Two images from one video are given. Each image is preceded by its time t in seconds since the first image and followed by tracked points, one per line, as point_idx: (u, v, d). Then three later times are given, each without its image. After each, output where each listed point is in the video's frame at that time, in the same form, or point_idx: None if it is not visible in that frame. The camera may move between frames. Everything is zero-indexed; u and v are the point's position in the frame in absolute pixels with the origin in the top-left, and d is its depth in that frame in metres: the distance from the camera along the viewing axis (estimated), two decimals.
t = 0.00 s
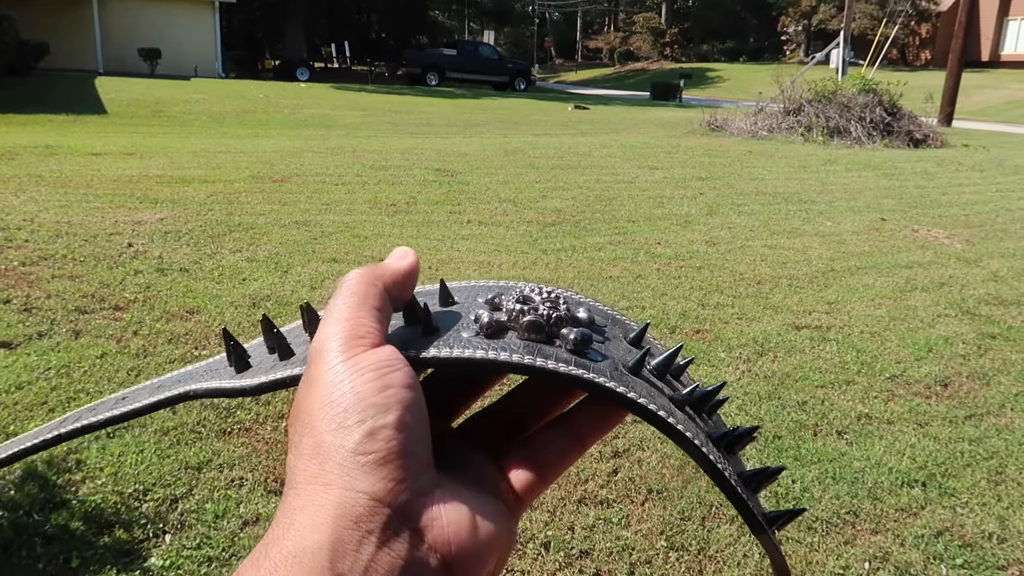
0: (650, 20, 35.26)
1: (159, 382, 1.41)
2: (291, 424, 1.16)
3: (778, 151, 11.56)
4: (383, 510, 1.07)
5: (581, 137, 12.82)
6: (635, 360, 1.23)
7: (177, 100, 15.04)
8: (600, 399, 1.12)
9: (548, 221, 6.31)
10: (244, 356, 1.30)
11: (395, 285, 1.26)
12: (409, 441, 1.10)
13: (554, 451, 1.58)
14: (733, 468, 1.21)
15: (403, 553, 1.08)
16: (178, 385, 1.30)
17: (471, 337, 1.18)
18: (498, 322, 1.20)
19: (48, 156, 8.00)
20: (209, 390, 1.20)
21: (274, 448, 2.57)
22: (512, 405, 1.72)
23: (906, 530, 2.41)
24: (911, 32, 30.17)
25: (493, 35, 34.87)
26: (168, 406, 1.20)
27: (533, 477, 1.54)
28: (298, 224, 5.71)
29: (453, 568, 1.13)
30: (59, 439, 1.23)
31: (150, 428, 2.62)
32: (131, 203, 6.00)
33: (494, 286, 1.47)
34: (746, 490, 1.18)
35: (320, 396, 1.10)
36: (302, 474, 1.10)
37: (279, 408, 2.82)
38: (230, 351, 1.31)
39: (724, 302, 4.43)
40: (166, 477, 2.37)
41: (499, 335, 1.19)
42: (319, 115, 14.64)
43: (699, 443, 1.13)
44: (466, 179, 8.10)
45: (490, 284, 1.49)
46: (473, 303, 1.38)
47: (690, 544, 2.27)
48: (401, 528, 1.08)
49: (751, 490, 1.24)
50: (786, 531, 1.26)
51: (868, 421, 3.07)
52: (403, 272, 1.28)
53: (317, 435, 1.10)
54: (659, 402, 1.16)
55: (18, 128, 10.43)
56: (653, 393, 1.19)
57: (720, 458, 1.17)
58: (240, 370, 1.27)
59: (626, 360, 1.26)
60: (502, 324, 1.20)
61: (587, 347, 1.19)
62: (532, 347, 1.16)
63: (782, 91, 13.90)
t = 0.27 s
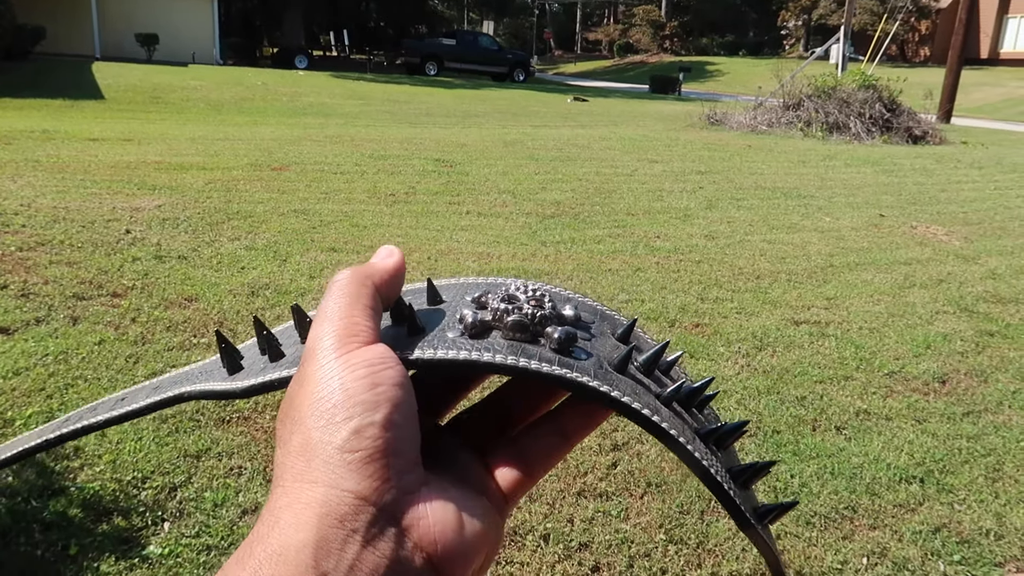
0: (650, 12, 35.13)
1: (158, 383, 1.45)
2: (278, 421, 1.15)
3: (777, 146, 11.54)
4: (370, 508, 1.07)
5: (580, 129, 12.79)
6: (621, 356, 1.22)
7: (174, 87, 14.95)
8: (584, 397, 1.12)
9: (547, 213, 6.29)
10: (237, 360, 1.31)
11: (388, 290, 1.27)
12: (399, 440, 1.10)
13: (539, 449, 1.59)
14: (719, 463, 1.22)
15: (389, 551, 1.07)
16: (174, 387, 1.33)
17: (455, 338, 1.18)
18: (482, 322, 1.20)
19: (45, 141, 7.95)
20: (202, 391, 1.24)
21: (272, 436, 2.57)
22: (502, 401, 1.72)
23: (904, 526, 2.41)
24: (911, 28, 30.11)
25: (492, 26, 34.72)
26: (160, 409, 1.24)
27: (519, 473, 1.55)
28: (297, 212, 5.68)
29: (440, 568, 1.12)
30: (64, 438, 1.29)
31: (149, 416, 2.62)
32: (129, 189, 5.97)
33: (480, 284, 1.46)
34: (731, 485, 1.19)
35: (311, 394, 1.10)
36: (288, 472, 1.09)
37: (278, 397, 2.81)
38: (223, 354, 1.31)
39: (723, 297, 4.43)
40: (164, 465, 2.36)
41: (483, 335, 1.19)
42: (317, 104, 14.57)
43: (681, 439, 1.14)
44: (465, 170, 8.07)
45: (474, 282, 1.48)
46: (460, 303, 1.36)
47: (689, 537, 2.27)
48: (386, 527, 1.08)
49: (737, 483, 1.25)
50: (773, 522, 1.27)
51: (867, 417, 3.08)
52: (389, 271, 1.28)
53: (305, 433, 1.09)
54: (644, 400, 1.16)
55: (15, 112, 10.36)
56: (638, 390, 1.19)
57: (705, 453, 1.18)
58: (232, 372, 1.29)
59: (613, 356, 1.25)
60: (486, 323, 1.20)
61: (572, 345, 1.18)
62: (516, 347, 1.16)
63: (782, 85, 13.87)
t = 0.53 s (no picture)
0: (651, 6, 35.03)
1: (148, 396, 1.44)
2: (264, 434, 1.15)
3: (780, 139, 11.51)
4: (357, 521, 1.06)
5: (582, 124, 12.76)
6: (604, 351, 1.19)
7: (175, 84, 14.95)
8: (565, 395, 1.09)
9: (550, 208, 6.28)
10: (223, 369, 1.30)
11: (369, 293, 1.24)
12: (384, 451, 1.09)
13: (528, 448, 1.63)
14: (707, 459, 1.18)
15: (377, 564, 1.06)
16: (163, 400, 1.31)
17: (435, 338, 1.16)
18: (463, 320, 1.18)
19: (47, 139, 7.96)
20: (189, 402, 1.22)
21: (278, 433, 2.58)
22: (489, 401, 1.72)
23: (911, 519, 2.41)
24: (913, 20, 29.99)
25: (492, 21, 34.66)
26: (149, 422, 1.23)
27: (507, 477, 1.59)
28: (301, 209, 5.68)
29: None
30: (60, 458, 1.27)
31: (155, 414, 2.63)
32: (132, 187, 5.97)
33: (463, 282, 1.43)
34: (718, 481, 1.15)
35: (296, 408, 1.09)
36: (275, 487, 1.09)
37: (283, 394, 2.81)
38: (209, 363, 1.30)
39: (727, 291, 4.43)
40: (171, 463, 2.36)
41: (463, 334, 1.16)
42: (318, 100, 14.56)
43: (667, 436, 1.11)
44: (467, 165, 8.07)
45: (458, 280, 1.45)
46: (442, 302, 1.34)
47: (696, 532, 2.27)
48: (374, 538, 1.07)
49: (726, 479, 1.20)
50: (764, 517, 1.21)
51: (872, 411, 3.07)
52: (366, 271, 1.25)
53: (291, 447, 1.09)
54: (628, 396, 1.14)
55: (16, 111, 10.36)
56: (622, 386, 1.16)
57: (692, 450, 1.14)
58: (218, 381, 1.28)
59: (596, 350, 1.22)
60: (466, 322, 1.18)
61: (553, 342, 1.16)
62: (497, 345, 1.13)
63: (783, 79, 13.83)
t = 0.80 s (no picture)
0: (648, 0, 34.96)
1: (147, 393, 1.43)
2: (262, 427, 1.15)
3: (777, 134, 11.51)
4: (355, 511, 1.06)
5: (579, 118, 12.74)
6: (598, 347, 1.19)
7: (172, 76, 14.91)
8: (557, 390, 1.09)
9: (547, 202, 6.28)
10: (221, 364, 1.30)
11: (367, 288, 1.25)
12: (381, 443, 1.09)
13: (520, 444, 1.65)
14: (701, 457, 1.17)
15: (373, 554, 1.07)
16: (164, 396, 1.31)
17: (430, 334, 1.16)
18: (457, 316, 1.18)
19: (44, 131, 7.94)
20: (187, 398, 1.21)
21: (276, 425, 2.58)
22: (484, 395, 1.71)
23: (906, 512, 2.43)
24: (911, 14, 29.97)
25: (490, 15, 34.55)
26: (147, 420, 1.22)
27: (503, 474, 1.59)
28: (298, 202, 5.67)
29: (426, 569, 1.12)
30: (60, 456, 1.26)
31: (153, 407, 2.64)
32: (128, 180, 5.96)
33: (459, 277, 1.43)
34: (712, 479, 1.14)
35: (293, 401, 1.10)
36: (272, 478, 1.09)
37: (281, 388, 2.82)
38: (207, 358, 1.30)
39: (724, 285, 4.43)
40: (169, 456, 2.36)
41: (457, 330, 1.16)
42: (315, 93, 14.52)
43: (661, 432, 1.10)
44: (464, 159, 8.05)
45: (454, 274, 1.45)
46: (437, 297, 1.33)
47: (692, 525, 2.28)
48: (371, 529, 1.07)
49: (720, 477, 1.19)
50: (759, 515, 1.20)
51: (868, 405, 3.09)
52: (366, 269, 1.26)
53: (288, 438, 1.09)
54: (622, 393, 1.13)
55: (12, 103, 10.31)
56: (616, 382, 1.16)
57: (686, 447, 1.13)
58: (217, 377, 1.27)
59: (589, 348, 1.22)
60: (460, 318, 1.18)
61: (546, 338, 1.15)
62: (490, 341, 1.13)
63: (781, 73, 13.81)
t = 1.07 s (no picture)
0: None
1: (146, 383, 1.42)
2: (261, 416, 1.15)
3: (771, 132, 11.53)
4: (353, 499, 1.07)
5: (574, 115, 12.74)
6: (590, 336, 1.18)
7: (165, 71, 14.84)
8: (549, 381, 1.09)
9: (542, 199, 6.28)
10: (220, 354, 1.30)
11: (366, 281, 1.26)
12: (378, 431, 1.10)
13: (512, 435, 1.65)
14: (694, 444, 1.17)
15: (372, 542, 1.07)
16: (165, 383, 1.32)
17: (422, 325, 1.16)
18: (449, 307, 1.18)
19: (36, 126, 7.89)
20: (188, 388, 1.21)
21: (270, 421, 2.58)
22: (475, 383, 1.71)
23: (898, 509, 2.44)
24: (904, 13, 30.05)
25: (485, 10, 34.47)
26: (148, 409, 1.21)
27: (497, 461, 1.61)
28: (292, 198, 5.66)
29: (423, 557, 1.12)
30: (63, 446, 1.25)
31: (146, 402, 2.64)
32: (121, 175, 5.93)
33: (454, 266, 1.42)
34: (707, 467, 1.13)
35: (293, 390, 1.10)
36: (271, 467, 1.09)
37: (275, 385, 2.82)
38: (207, 348, 1.30)
39: (717, 283, 4.44)
40: (162, 452, 2.36)
41: (449, 320, 1.16)
42: (309, 88, 14.48)
43: (653, 422, 1.10)
44: (458, 155, 8.04)
45: (449, 264, 1.44)
46: (431, 287, 1.33)
47: (685, 522, 2.29)
48: (369, 517, 1.08)
49: (715, 465, 1.18)
50: (754, 502, 1.19)
51: (860, 402, 3.11)
52: (365, 261, 1.27)
53: (288, 427, 1.09)
54: (614, 382, 1.13)
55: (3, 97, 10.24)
56: (609, 371, 1.16)
57: (678, 436, 1.13)
58: (216, 367, 1.27)
59: (582, 336, 1.22)
60: (453, 307, 1.18)
61: (538, 328, 1.15)
62: (482, 331, 1.13)
63: (775, 71, 13.83)
